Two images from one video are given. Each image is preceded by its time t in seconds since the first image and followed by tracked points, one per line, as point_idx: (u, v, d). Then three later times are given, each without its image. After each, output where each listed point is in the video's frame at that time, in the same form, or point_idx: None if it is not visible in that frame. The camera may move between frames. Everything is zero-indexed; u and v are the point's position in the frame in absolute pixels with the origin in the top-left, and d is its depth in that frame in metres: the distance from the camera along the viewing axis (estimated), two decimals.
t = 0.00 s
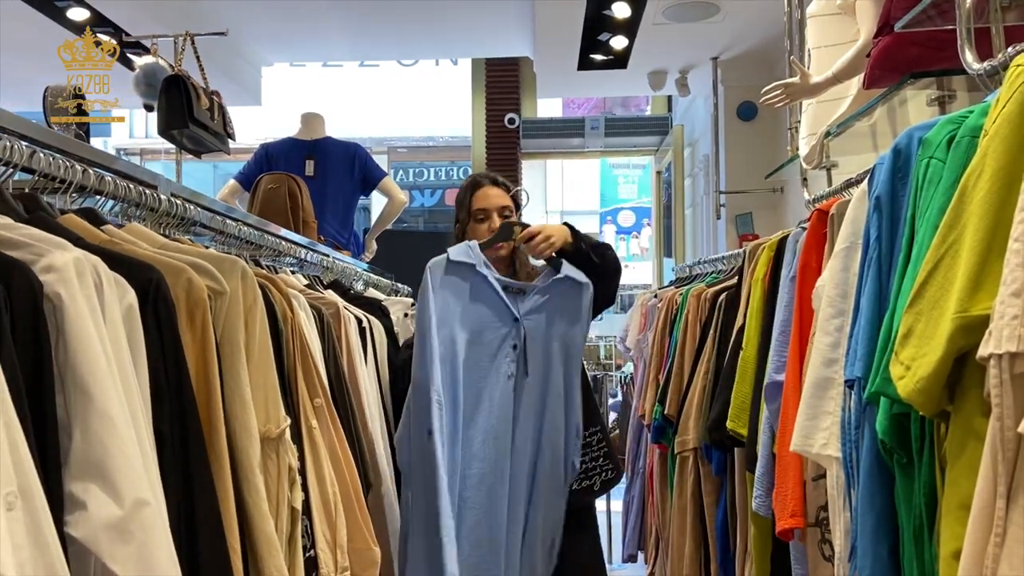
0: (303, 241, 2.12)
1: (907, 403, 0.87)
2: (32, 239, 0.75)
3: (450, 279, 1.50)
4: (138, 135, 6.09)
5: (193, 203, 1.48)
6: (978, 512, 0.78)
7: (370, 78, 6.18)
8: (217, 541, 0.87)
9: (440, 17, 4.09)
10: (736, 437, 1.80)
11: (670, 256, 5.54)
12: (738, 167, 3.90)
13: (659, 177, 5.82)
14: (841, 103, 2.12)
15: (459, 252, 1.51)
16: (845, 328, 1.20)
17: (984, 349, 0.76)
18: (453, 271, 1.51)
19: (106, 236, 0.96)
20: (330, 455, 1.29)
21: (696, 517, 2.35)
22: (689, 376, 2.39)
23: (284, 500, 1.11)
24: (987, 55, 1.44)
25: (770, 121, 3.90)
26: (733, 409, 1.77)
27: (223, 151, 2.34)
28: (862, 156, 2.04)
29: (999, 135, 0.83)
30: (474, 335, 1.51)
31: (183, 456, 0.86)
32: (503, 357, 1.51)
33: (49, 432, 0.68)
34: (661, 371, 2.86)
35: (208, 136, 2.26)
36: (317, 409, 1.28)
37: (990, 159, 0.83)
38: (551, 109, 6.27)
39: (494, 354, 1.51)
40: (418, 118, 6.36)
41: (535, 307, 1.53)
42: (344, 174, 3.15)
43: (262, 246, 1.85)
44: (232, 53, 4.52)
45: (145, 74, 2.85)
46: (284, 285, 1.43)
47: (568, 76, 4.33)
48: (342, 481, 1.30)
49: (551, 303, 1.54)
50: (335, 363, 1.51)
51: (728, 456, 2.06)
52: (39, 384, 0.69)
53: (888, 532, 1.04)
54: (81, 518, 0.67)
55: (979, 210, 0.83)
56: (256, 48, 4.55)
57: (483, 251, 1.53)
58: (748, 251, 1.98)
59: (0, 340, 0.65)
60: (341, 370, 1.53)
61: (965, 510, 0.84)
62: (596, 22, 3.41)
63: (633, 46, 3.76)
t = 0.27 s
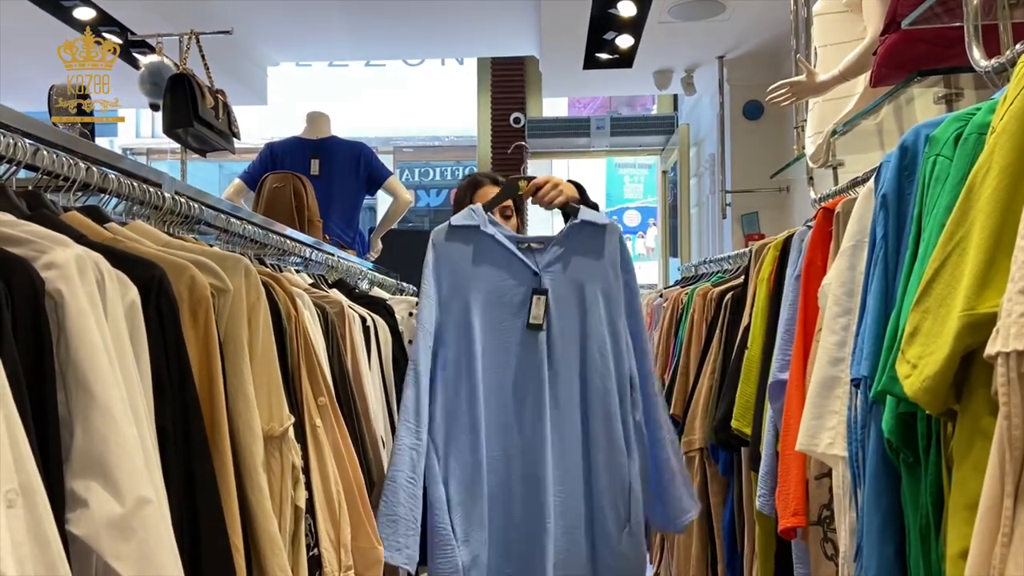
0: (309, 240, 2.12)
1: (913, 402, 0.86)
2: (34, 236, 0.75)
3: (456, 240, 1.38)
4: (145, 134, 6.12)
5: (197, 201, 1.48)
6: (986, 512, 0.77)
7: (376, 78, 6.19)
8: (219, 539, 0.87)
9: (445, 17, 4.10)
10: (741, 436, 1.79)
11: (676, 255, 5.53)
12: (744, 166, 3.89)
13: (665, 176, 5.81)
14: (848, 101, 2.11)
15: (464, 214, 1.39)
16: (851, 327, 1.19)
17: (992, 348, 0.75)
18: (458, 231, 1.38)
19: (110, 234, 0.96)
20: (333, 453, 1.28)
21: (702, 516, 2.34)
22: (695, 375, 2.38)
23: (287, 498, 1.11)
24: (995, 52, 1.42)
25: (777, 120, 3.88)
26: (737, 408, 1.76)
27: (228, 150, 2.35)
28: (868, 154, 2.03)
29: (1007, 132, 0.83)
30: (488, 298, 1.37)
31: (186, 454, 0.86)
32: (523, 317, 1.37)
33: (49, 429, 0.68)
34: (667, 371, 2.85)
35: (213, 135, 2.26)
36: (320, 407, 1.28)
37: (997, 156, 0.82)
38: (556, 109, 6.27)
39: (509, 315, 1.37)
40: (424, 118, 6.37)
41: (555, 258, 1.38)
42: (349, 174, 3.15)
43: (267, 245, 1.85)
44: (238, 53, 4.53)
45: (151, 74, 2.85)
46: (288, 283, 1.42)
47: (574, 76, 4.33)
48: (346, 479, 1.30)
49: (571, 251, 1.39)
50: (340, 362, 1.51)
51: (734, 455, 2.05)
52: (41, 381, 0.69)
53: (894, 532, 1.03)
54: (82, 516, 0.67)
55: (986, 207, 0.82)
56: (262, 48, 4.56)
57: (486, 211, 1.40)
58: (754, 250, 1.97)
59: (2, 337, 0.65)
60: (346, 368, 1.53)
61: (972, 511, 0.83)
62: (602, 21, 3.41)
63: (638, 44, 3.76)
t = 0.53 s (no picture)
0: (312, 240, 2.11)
1: (918, 402, 0.85)
2: (29, 234, 0.74)
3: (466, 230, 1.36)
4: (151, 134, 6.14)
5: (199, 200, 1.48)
6: (993, 515, 0.76)
7: (382, 77, 6.20)
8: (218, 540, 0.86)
9: (450, 17, 4.10)
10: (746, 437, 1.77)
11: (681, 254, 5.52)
12: (750, 166, 3.87)
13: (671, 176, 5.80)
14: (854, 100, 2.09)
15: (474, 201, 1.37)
16: (857, 327, 1.18)
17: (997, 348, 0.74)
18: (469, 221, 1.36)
19: (107, 232, 0.96)
20: (334, 454, 1.28)
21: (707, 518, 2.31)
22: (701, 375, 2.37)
23: (287, 498, 1.10)
24: (1003, 49, 1.41)
25: (783, 120, 3.87)
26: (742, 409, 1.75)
27: (232, 149, 2.35)
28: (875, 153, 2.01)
29: (1013, 129, 0.81)
30: (508, 282, 1.34)
31: (183, 454, 0.86)
32: (547, 298, 1.33)
33: (43, 429, 0.68)
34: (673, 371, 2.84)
35: (217, 134, 2.26)
36: (321, 407, 1.27)
37: (1004, 153, 0.81)
38: (562, 108, 6.27)
39: (533, 298, 1.33)
40: (430, 118, 6.37)
41: (572, 236, 1.35)
42: (353, 173, 3.15)
43: (270, 244, 1.84)
44: (243, 53, 4.53)
45: (154, 73, 2.86)
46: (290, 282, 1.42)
47: (578, 75, 4.32)
48: (346, 479, 1.29)
49: (584, 226, 1.35)
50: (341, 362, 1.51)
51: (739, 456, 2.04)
52: (34, 380, 0.69)
53: (899, 535, 1.02)
54: (75, 517, 0.66)
55: (992, 205, 0.81)
56: (267, 48, 4.57)
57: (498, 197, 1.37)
58: (759, 250, 1.96)
59: None
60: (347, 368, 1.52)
61: (978, 513, 0.82)
62: (607, 20, 3.40)
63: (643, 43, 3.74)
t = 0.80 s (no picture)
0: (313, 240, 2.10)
1: (921, 406, 0.83)
2: (10, 234, 0.73)
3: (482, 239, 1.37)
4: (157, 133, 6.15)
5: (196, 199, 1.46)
6: (997, 522, 0.74)
7: (387, 77, 6.19)
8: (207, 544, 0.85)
9: (454, 16, 4.08)
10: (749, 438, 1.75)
11: (686, 254, 5.50)
12: (755, 165, 3.85)
13: (676, 176, 5.77)
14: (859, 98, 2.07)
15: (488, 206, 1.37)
16: (860, 328, 1.16)
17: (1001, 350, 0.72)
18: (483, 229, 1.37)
19: (97, 233, 0.94)
20: (330, 456, 1.26)
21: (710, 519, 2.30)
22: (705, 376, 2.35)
23: (280, 502, 1.09)
24: (1010, 46, 1.38)
25: (788, 118, 3.84)
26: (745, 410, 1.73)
27: (232, 148, 2.34)
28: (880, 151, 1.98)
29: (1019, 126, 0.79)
30: (527, 289, 1.34)
31: (172, 458, 0.84)
32: (566, 302, 1.32)
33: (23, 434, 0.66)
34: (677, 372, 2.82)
35: (217, 133, 2.25)
36: (317, 409, 1.26)
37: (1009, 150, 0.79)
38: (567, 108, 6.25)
39: (551, 302, 1.33)
40: (434, 117, 6.36)
41: (588, 237, 1.33)
42: (356, 172, 3.14)
43: (269, 244, 1.83)
44: (247, 52, 4.53)
45: (154, 72, 2.85)
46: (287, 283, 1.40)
47: (583, 74, 4.30)
48: (342, 481, 1.28)
49: (599, 225, 1.34)
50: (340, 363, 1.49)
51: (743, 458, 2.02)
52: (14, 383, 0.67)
53: (903, 541, 1.00)
54: (56, 523, 0.65)
55: (997, 204, 0.79)
56: (271, 48, 4.56)
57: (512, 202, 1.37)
58: (763, 249, 1.94)
59: None
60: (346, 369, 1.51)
61: (982, 520, 0.80)
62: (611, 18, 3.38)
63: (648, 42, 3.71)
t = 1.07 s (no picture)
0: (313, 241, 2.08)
1: (924, 413, 0.80)
2: None
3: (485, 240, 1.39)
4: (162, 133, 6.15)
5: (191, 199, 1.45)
6: (1001, 534, 0.71)
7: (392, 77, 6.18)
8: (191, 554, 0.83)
9: (458, 15, 4.06)
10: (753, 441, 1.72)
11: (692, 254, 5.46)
12: (761, 164, 3.81)
13: (682, 176, 5.74)
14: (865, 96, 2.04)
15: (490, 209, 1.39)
16: (864, 331, 1.13)
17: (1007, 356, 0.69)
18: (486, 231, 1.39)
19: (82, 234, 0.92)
20: (323, 460, 1.25)
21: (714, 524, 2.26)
22: (709, 377, 2.31)
23: (270, 508, 1.07)
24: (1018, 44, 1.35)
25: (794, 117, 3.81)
26: (749, 412, 1.70)
27: (231, 148, 2.32)
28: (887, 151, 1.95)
29: None
30: (524, 299, 1.37)
31: (155, 465, 0.83)
32: (560, 312, 1.36)
33: None
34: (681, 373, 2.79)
35: (216, 133, 2.24)
36: (310, 413, 1.24)
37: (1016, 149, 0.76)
38: (573, 107, 6.23)
39: (546, 312, 1.37)
40: (439, 117, 6.34)
41: (588, 249, 1.37)
42: (358, 172, 3.12)
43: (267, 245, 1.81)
44: (250, 52, 4.51)
45: (153, 71, 2.83)
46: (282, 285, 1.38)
47: (587, 73, 4.28)
48: (336, 486, 1.26)
49: (601, 239, 1.38)
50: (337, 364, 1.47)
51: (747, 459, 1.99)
52: None
53: (907, 550, 0.97)
54: (27, 534, 0.63)
55: (1004, 205, 0.76)
56: (274, 48, 4.54)
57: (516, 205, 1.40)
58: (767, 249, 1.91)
59: None
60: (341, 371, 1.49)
61: (987, 531, 0.77)
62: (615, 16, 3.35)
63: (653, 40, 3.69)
